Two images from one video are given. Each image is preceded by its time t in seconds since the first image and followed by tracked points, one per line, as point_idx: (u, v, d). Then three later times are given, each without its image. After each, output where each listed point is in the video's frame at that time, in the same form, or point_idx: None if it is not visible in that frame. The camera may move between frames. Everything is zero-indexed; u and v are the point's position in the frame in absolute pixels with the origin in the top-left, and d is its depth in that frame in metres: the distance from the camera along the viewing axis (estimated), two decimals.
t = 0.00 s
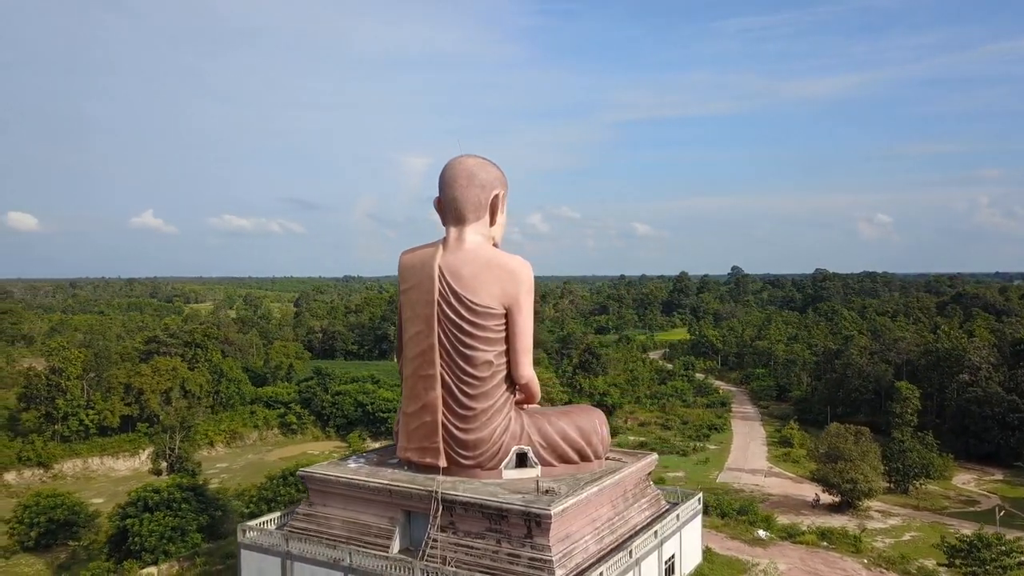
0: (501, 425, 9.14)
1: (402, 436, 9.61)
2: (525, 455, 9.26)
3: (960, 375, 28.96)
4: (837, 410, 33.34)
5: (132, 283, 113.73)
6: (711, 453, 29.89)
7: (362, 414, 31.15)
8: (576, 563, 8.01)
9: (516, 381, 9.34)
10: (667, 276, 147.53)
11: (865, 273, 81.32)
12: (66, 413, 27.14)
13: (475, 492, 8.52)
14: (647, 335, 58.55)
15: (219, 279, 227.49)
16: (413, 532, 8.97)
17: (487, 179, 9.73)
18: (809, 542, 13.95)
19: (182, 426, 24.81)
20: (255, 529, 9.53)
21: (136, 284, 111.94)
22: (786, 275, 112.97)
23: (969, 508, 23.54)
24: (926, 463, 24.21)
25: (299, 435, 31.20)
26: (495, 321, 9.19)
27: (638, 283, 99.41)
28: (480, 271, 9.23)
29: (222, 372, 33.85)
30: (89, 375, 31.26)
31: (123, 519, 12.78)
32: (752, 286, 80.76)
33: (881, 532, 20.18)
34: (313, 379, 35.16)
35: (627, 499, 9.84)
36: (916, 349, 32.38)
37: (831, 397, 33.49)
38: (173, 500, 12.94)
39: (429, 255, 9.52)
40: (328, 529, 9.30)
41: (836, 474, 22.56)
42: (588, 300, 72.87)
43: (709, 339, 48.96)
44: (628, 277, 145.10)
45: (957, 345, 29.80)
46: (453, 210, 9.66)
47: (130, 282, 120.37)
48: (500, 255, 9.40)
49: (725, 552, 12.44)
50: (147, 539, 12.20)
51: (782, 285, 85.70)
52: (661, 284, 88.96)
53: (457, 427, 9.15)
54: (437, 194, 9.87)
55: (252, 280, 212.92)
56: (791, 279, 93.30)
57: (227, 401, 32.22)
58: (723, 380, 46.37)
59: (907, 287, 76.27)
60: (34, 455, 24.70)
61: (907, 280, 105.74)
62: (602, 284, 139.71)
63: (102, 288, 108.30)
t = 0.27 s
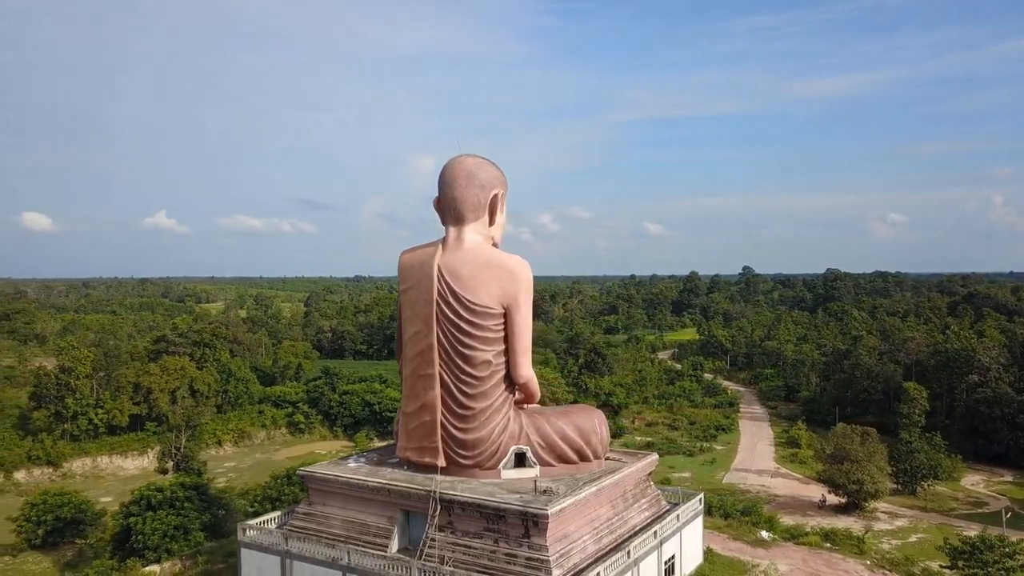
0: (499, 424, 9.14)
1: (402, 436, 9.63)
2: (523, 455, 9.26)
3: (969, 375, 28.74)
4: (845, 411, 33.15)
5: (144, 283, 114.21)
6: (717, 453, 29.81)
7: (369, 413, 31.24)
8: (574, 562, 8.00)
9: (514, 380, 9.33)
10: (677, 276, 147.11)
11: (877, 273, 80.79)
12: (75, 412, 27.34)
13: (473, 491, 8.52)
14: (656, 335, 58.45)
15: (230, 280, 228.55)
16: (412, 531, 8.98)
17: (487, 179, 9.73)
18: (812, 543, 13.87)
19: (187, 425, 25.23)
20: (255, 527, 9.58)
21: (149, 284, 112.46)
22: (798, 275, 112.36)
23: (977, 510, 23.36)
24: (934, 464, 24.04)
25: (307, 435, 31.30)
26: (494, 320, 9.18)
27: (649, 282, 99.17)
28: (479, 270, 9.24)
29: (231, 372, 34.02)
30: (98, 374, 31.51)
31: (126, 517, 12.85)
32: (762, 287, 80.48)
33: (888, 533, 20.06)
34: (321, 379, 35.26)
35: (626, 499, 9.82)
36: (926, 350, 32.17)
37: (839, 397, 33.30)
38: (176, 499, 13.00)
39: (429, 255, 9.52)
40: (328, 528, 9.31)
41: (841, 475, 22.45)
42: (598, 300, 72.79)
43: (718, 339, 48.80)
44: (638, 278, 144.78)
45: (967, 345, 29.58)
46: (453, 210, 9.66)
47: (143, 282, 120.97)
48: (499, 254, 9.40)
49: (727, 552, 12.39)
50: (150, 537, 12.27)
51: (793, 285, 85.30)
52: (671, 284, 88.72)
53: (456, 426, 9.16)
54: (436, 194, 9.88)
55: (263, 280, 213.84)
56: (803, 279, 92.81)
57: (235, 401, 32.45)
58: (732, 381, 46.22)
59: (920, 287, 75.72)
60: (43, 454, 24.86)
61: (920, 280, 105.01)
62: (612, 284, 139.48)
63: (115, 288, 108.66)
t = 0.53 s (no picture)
0: (499, 424, 9.14)
1: (402, 435, 9.64)
2: (523, 455, 9.26)
3: (980, 376, 28.47)
4: (855, 412, 32.96)
5: (158, 283, 114.64)
6: (725, 454, 29.70)
7: (378, 413, 31.31)
8: (571, 562, 7.98)
9: (514, 380, 9.33)
10: (687, 275, 146.64)
11: (890, 273, 80.19)
12: (85, 411, 27.52)
13: (472, 491, 8.52)
14: (666, 335, 58.30)
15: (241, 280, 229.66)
16: (412, 531, 9.00)
17: (486, 179, 9.74)
18: (816, 544, 13.80)
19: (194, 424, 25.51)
20: (256, 526, 9.62)
21: (162, 284, 112.93)
22: (811, 275, 111.64)
23: (987, 511, 23.15)
24: (943, 465, 23.86)
25: (315, 434, 31.41)
26: (493, 320, 9.19)
27: (660, 282, 98.84)
28: (478, 270, 9.24)
29: (240, 371, 34.18)
30: (109, 374, 31.74)
31: (131, 515, 12.95)
32: (774, 287, 80.08)
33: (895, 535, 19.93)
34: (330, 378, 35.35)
35: (627, 499, 9.80)
36: (937, 350, 31.91)
37: (849, 398, 33.11)
38: (180, 498, 13.08)
39: (429, 255, 9.53)
40: (328, 527, 9.35)
41: (849, 476, 22.33)
42: (608, 300, 72.66)
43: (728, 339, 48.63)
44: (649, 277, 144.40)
45: (977, 346, 29.34)
46: (453, 209, 9.67)
47: (157, 282, 121.56)
48: (499, 254, 9.40)
49: (729, 553, 12.35)
50: (154, 536, 12.36)
51: (806, 284, 84.84)
52: (682, 284, 88.40)
53: (456, 426, 9.16)
54: (436, 194, 9.89)
55: (274, 280, 214.83)
56: (815, 279, 92.23)
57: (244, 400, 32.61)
58: (741, 381, 46.03)
59: (933, 287, 75.12)
60: (54, 452, 25.06)
61: (934, 280, 104.18)
62: (623, 283, 139.13)
63: (128, 288, 108.99)
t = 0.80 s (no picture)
0: (498, 424, 9.14)
1: (401, 435, 9.65)
2: (522, 455, 9.25)
3: (990, 377, 28.21)
4: (864, 412, 32.79)
5: (170, 283, 115.07)
6: (732, 454, 29.59)
7: (385, 413, 31.38)
8: (569, 562, 7.97)
9: (513, 380, 9.32)
10: (698, 276, 146.16)
11: (902, 272, 79.60)
12: (95, 410, 27.73)
13: (470, 491, 8.52)
14: (676, 335, 58.17)
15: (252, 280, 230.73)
16: (410, 531, 9.01)
17: (486, 178, 9.74)
18: (820, 545, 13.72)
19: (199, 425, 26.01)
20: (256, 525, 9.66)
21: (174, 284, 113.35)
22: (823, 275, 111.07)
23: (995, 513, 22.96)
24: (951, 467, 23.69)
25: (323, 433, 31.50)
26: (492, 319, 9.19)
27: (673, 282, 98.62)
28: (477, 270, 9.24)
29: (248, 371, 34.34)
30: (118, 373, 31.97)
31: (135, 513, 13.04)
32: (785, 287, 79.71)
33: (902, 537, 19.80)
34: (337, 377, 35.44)
35: (627, 500, 9.77)
36: (948, 350, 31.66)
37: (858, 398, 32.93)
38: (183, 496, 13.15)
39: (428, 255, 9.54)
40: (328, 527, 9.38)
41: (855, 477, 22.21)
42: (617, 300, 72.53)
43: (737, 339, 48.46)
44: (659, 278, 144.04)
45: (987, 346, 29.10)
46: (452, 209, 9.67)
47: (174, 282, 121.69)
48: (498, 253, 9.40)
49: (731, 554, 12.31)
50: (156, 534, 12.44)
51: (817, 284, 84.37)
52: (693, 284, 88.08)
53: (455, 426, 9.16)
54: (436, 193, 9.90)
55: (285, 280, 215.79)
56: (827, 279, 91.65)
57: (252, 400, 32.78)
58: (750, 381, 45.84)
59: (947, 287, 74.53)
60: (63, 451, 25.22)
61: (949, 280, 103.36)
62: (634, 283, 138.81)
63: (141, 288, 109.37)
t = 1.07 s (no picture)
0: (496, 424, 9.14)
1: (401, 434, 9.67)
2: (520, 455, 9.25)
3: (1000, 377, 27.89)
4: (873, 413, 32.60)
5: (182, 283, 115.59)
6: (739, 455, 29.46)
7: (392, 412, 31.46)
8: (566, 562, 7.96)
9: (512, 380, 9.32)
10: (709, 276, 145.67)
11: (915, 272, 79.00)
12: (104, 410, 27.92)
13: (468, 490, 8.53)
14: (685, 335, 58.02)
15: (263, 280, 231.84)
16: (409, 530, 9.02)
17: (485, 178, 9.74)
18: (822, 546, 13.65)
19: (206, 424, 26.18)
20: (256, 524, 9.70)
21: (187, 284, 113.89)
22: (835, 275, 110.50)
23: (1004, 515, 22.75)
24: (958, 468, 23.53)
25: (331, 433, 31.59)
26: (490, 319, 9.19)
27: (684, 282, 98.34)
28: (476, 269, 9.24)
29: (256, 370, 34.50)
30: (127, 373, 32.20)
31: (139, 512, 13.11)
32: (796, 287, 79.33)
33: (908, 538, 19.66)
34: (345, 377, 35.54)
35: (627, 500, 9.75)
36: (958, 350, 31.38)
37: (867, 399, 32.76)
38: (186, 495, 13.21)
39: (428, 254, 9.55)
40: (327, 526, 9.40)
41: (861, 478, 22.09)
42: (627, 300, 72.40)
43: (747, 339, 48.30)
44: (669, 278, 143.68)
45: (997, 346, 28.78)
46: (451, 209, 9.68)
47: (186, 283, 122.43)
48: (497, 253, 9.40)
49: (733, 555, 12.27)
50: (159, 533, 12.51)
51: (829, 284, 83.88)
52: (703, 284, 87.75)
53: (453, 425, 9.18)
54: (436, 193, 9.91)
55: (295, 280, 216.69)
56: (839, 279, 91.10)
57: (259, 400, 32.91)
58: (759, 381, 45.67)
59: (960, 287, 73.91)
60: (73, 449, 25.38)
61: (963, 280, 102.57)
62: (644, 283, 138.48)
63: (154, 288, 109.81)
